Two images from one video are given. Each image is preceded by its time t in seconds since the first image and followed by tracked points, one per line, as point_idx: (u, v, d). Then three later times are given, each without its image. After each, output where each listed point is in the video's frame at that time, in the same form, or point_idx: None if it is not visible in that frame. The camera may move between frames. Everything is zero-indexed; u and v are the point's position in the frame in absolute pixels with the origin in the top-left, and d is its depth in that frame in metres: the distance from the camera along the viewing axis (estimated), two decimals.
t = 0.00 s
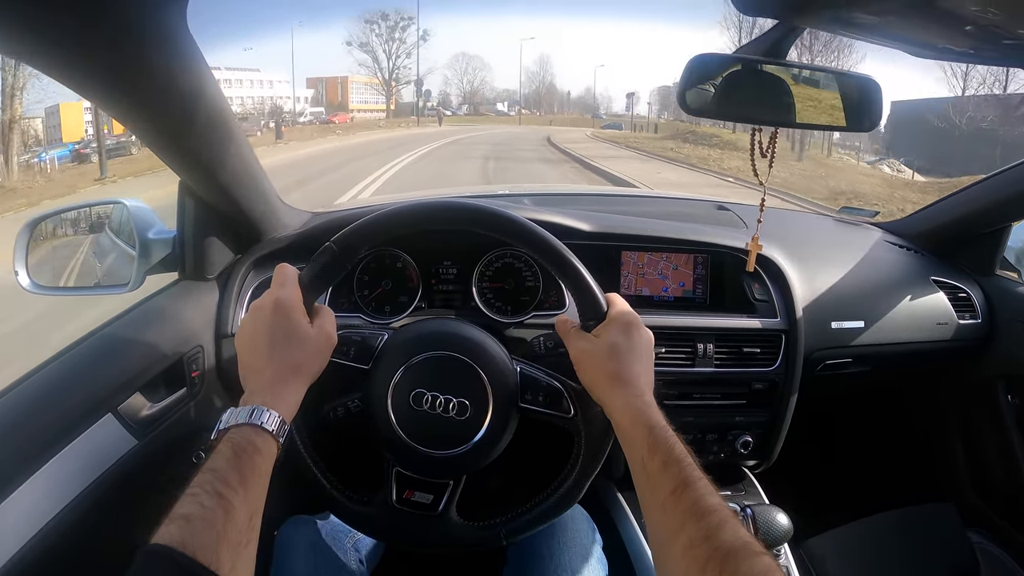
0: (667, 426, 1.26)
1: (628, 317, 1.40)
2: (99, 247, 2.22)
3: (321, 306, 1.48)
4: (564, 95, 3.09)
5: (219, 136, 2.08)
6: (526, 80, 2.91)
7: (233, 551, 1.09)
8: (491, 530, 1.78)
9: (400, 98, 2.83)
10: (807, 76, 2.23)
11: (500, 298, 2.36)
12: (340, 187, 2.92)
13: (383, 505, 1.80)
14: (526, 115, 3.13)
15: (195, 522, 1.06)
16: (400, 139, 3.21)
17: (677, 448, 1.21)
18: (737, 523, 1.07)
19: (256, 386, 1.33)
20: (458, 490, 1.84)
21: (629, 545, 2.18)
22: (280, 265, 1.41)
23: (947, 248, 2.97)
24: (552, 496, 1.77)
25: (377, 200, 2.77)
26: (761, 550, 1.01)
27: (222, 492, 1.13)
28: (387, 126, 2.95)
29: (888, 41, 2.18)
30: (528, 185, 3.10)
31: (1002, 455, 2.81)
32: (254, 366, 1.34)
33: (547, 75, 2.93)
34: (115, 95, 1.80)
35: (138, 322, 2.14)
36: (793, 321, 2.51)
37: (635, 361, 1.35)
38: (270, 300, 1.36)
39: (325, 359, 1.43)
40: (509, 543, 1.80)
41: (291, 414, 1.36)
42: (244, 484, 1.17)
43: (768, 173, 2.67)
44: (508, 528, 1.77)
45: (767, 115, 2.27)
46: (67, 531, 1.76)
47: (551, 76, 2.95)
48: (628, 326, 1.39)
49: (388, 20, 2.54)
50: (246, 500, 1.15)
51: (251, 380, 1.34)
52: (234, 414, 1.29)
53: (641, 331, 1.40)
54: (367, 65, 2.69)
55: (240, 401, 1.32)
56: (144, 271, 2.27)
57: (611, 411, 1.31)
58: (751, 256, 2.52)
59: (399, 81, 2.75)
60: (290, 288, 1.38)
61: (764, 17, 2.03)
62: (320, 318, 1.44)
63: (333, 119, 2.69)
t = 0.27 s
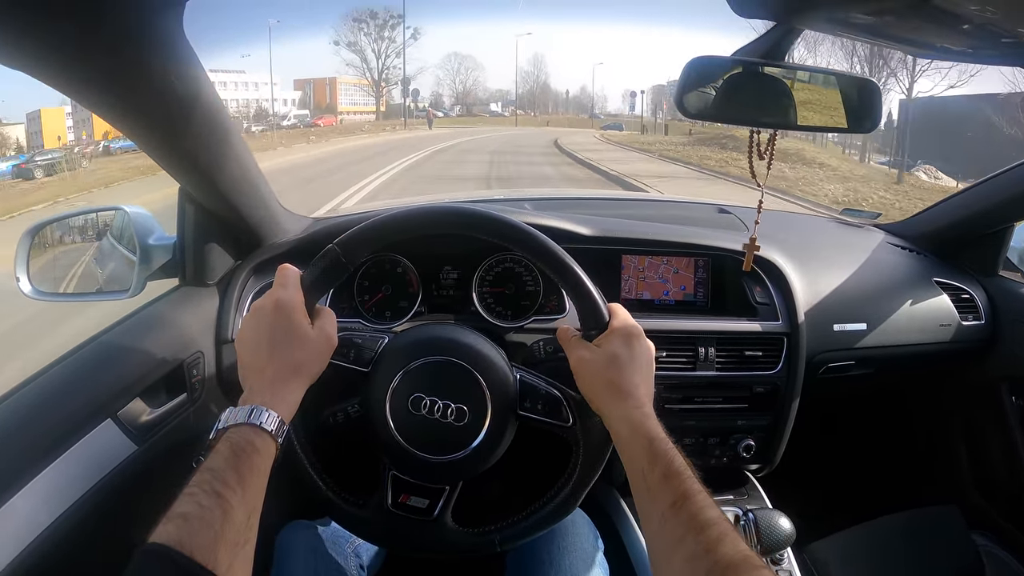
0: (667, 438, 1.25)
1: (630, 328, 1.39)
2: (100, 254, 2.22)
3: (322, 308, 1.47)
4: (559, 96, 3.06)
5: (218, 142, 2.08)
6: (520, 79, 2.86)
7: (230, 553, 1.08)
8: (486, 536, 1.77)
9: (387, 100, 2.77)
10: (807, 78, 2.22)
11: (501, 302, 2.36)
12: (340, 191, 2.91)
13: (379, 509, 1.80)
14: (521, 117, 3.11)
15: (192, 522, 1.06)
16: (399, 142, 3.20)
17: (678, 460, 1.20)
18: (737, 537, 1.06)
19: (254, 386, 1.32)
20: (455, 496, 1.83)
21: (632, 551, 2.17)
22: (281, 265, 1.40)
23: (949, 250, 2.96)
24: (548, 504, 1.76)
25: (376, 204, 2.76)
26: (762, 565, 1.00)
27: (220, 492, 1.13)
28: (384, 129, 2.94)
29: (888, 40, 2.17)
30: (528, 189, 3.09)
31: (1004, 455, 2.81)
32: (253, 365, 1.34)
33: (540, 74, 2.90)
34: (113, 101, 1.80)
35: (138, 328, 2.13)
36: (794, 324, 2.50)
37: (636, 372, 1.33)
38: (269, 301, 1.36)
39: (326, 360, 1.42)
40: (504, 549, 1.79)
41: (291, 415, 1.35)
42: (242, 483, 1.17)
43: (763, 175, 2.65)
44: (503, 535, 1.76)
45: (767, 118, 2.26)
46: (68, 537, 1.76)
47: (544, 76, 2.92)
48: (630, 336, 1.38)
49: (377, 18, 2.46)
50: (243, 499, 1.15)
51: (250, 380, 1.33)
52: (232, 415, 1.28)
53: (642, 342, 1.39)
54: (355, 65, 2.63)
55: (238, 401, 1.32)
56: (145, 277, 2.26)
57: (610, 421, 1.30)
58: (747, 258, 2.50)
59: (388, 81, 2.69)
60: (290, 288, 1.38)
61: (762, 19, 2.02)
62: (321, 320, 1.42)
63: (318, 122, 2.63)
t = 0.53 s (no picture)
0: (670, 444, 1.24)
1: (635, 332, 1.37)
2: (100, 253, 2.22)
3: (325, 300, 1.44)
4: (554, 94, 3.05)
5: (217, 138, 2.06)
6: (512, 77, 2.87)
7: (230, 547, 1.08)
8: (482, 536, 1.74)
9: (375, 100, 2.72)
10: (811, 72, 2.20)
11: (504, 301, 2.35)
12: (340, 188, 2.90)
13: (374, 507, 1.77)
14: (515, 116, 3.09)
15: (190, 516, 1.05)
16: (397, 141, 3.18)
17: (682, 466, 1.18)
18: (742, 545, 1.05)
19: (252, 380, 1.31)
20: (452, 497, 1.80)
21: (635, 551, 2.15)
22: (286, 256, 1.36)
23: (954, 246, 2.94)
24: (547, 505, 1.72)
25: (376, 202, 2.74)
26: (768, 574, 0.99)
27: (218, 486, 1.11)
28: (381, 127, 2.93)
29: (894, 32, 2.15)
30: (531, 187, 3.07)
31: (1010, 454, 2.77)
32: (252, 358, 1.32)
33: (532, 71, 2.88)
34: (110, 97, 1.78)
35: (138, 325, 2.12)
36: (799, 323, 2.48)
37: (641, 377, 1.31)
38: (271, 293, 1.33)
39: (328, 355, 1.39)
40: (500, 551, 1.74)
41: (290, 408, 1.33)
42: (241, 477, 1.16)
43: (761, 171, 2.61)
44: (500, 536, 1.72)
45: (770, 113, 2.23)
46: (68, 535, 1.75)
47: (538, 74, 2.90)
48: (634, 340, 1.35)
49: (362, 14, 2.43)
50: (242, 493, 1.14)
51: (248, 373, 1.32)
52: (229, 407, 1.28)
53: (646, 347, 1.36)
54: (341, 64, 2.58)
55: (238, 394, 1.31)
56: (144, 276, 2.25)
57: (614, 425, 1.26)
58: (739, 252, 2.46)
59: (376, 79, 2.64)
60: (293, 280, 1.34)
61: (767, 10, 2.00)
62: (323, 313, 1.39)
63: (298, 122, 2.52)
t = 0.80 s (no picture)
0: (667, 453, 1.25)
1: (633, 343, 1.40)
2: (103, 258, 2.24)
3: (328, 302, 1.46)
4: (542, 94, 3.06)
5: (221, 147, 2.09)
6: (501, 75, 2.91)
7: (234, 542, 1.11)
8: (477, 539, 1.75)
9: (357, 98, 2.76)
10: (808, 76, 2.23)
11: (504, 305, 2.36)
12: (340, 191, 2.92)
13: (371, 507, 1.79)
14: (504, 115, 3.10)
15: (194, 513, 1.08)
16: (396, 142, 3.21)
17: (678, 475, 1.19)
18: (737, 553, 1.06)
19: (255, 379, 1.33)
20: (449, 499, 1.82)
21: (633, 554, 2.16)
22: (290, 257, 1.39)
23: (952, 248, 2.95)
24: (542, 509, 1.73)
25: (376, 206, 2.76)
26: None
27: (223, 483, 1.14)
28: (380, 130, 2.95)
29: (887, 37, 2.16)
30: (530, 190, 3.09)
31: (1010, 456, 2.79)
32: (254, 359, 1.34)
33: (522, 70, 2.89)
34: (114, 108, 1.81)
35: (141, 330, 2.14)
36: (797, 326, 2.49)
37: (640, 387, 1.33)
38: (276, 294, 1.35)
39: (329, 355, 1.41)
40: (494, 554, 1.75)
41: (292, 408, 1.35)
42: (245, 475, 1.18)
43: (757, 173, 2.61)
44: (495, 539, 1.73)
45: (767, 116, 2.24)
46: (73, 538, 1.77)
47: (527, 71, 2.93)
48: (631, 351, 1.39)
49: (345, 10, 2.42)
50: (246, 490, 1.16)
51: (252, 373, 1.34)
52: (233, 407, 1.30)
53: (644, 358, 1.39)
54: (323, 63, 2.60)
55: (241, 394, 1.33)
56: (147, 280, 2.28)
57: (611, 433, 1.29)
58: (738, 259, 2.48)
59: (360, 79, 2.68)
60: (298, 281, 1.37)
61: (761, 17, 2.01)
62: (326, 314, 1.41)
63: (273, 124, 2.44)
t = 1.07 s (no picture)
0: (672, 463, 1.23)
1: (640, 350, 1.38)
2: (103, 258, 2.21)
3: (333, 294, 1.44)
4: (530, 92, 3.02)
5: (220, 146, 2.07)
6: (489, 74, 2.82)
7: (235, 536, 1.10)
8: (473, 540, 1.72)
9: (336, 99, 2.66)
10: (812, 70, 2.21)
11: (506, 302, 2.35)
12: (342, 190, 2.90)
13: (368, 504, 1.77)
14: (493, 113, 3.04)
15: (194, 506, 1.07)
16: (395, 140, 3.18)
17: (684, 485, 1.17)
18: (744, 568, 1.03)
19: (256, 371, 1.31)
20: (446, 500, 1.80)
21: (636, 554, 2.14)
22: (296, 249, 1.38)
23: (957, 244, 2.93)
24: (541, 512, 1.71)
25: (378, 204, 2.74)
26: None
27: (222, 476, 1.13)
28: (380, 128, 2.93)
29: (892, 29, 2.15)
30: (531, 188, 3.07)
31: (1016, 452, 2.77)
32: (257, 349, 1.32)
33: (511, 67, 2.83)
34: (110, 104, 1.78)
35: (140, 329, 2.12)
36: (802, 323, 2.47)
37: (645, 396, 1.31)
38: (279, 284, 1.34)
39: (333, 347, 1.38)
40: (489, 556, 1.71)
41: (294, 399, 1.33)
42: (245, 468, 1.16)
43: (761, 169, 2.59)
44: (492, 540, 1.70)
45: (771, 110, 2.22)
46: (72, 538, 1.75)
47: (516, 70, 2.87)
48: (637, 358, 1.36)
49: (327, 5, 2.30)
50: (245, 484, 1.15)
51: (253, 364, 1.32)
52: (232, 398, 1.28)
53: (650, 365, 1.37)
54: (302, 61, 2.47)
55: (241, 384, 1.31)
56: (146, 280, 2.24)
57: (614, 440, 1.26)
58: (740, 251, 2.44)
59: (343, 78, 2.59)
60: (302, 272, 1.36)
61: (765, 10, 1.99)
62: (331, 304, 1.39)
63: (251, 125, 2.27)
